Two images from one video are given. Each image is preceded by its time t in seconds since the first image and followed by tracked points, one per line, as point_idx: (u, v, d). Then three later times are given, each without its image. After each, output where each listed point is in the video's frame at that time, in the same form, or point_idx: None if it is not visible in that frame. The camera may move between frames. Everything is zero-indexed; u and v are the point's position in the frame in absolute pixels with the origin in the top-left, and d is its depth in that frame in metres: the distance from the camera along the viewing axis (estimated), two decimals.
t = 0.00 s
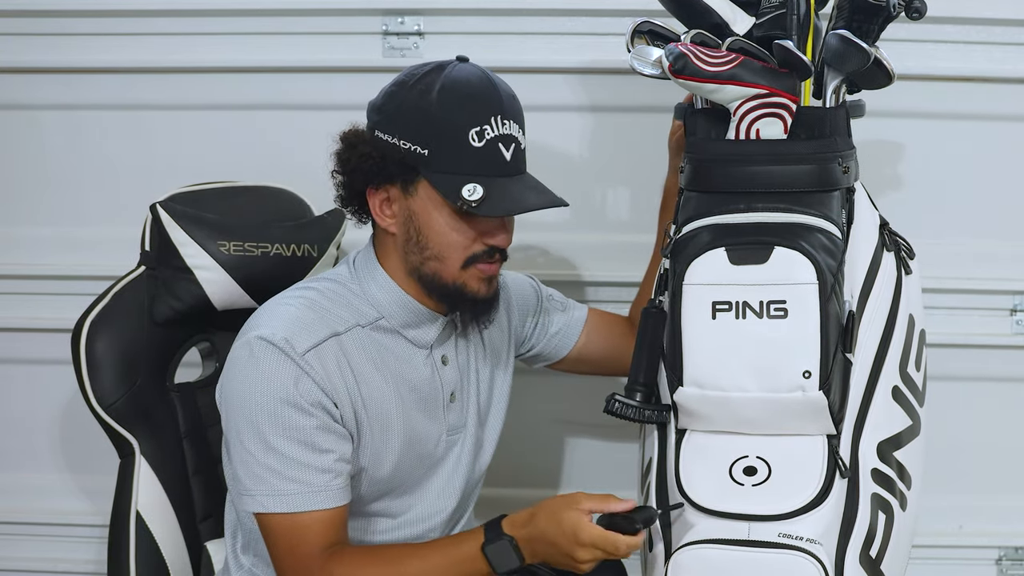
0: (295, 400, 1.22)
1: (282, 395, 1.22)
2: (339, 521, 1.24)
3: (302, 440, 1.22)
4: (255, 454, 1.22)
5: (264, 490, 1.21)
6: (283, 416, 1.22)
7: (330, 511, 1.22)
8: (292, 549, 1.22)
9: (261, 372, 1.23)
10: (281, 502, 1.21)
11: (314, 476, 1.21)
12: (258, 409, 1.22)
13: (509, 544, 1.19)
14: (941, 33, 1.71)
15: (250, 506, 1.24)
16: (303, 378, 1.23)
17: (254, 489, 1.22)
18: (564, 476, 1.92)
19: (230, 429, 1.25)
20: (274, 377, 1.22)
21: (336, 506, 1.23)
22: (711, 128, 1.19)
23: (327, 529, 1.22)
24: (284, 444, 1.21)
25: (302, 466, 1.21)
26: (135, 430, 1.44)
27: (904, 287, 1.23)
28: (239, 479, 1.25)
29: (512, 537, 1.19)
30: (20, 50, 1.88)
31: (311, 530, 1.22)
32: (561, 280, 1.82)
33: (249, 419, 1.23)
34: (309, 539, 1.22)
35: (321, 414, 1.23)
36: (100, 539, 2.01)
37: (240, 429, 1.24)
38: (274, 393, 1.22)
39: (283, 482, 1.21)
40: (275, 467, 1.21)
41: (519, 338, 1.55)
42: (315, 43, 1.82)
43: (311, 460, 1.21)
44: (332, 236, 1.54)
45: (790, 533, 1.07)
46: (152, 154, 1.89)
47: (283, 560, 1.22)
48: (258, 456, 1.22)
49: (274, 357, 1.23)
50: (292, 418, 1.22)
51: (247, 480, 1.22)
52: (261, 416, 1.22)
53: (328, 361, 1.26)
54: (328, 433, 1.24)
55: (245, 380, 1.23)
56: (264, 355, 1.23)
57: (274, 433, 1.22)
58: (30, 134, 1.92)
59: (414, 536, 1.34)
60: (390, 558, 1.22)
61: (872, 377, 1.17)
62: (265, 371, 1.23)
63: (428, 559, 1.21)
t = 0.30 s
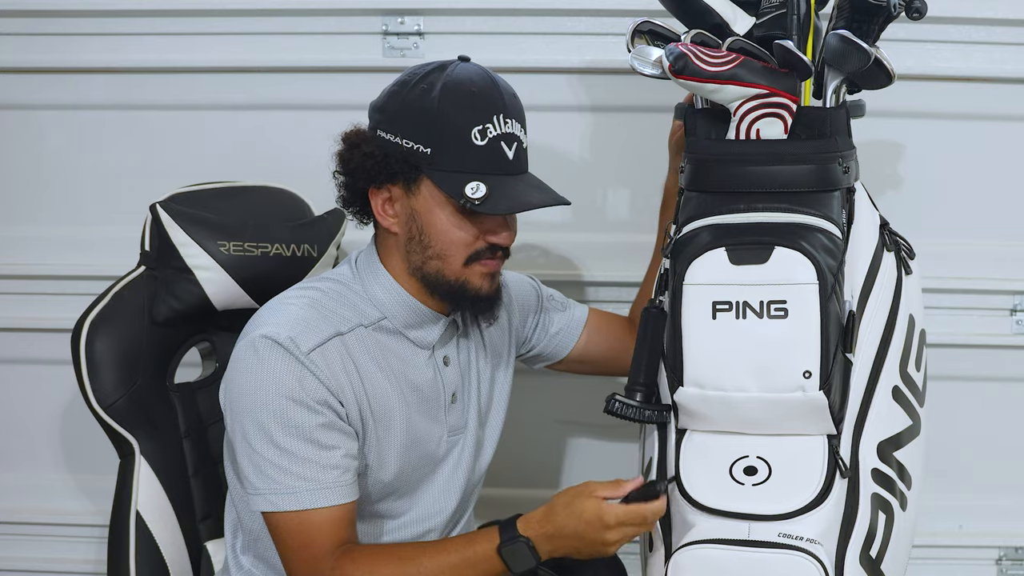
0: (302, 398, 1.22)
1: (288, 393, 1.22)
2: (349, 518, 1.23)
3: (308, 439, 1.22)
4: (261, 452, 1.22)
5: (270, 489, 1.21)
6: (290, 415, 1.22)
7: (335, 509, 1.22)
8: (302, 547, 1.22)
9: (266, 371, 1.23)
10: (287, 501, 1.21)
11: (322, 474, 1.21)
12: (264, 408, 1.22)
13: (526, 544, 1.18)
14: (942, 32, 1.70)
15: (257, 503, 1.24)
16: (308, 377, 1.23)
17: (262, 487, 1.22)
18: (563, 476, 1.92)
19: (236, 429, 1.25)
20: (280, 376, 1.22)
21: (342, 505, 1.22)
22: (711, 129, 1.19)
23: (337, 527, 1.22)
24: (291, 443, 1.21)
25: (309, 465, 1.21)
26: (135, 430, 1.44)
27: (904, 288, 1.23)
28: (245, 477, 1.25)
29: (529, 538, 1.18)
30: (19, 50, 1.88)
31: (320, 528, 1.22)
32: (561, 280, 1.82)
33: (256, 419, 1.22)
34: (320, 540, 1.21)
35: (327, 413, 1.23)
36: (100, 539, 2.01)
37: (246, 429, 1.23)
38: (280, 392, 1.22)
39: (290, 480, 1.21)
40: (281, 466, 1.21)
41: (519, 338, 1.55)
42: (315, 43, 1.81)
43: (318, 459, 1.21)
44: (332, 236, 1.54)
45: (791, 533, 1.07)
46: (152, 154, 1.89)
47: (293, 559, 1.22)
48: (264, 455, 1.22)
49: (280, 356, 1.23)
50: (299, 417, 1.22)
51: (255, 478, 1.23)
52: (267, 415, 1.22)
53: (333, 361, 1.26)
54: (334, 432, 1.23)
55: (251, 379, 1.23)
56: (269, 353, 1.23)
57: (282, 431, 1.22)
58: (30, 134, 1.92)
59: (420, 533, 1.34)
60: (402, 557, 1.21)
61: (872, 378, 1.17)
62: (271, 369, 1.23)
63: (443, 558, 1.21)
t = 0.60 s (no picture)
0: (307, 397, 1.22)
1: (297, 391, 1.22)
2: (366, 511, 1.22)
3: (314, 438, 1.21)
4: (267, 450, 1.22)
5: (276, 487, 1.21)
6: (295, 413, 1.21)
7: (346, 504, 1.21)
8: (322, 546, 1.21)
9: (272, 370, 1.22)
10: (293, 498, 1.20)
11: (328, 473, 1.20)
12: (269, 406, 1.22)
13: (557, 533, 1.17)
14: (942, 33, 1.71)
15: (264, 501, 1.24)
16: (315, 377, 1.23)
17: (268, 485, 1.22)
18: (564, 476, 1.92)
19: (245, 428, 1.24)
20: (286, 375, 1.22)
21: (356, 500, 1.21)
22: (713, 129, 1.19)
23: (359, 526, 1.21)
24: (296, 441, 1.21)
25: (315, 463, 1.20)
26: (135, 430, 1.43)
27: (904, 288, 1.23)
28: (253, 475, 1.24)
29: (559, 526, 1.18)
30: (19, 50, 1.88)
31: (338, 526, 1.21)
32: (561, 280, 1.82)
33: (265, 417, 1.22)
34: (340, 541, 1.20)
35: (333, 412, 1.23)
36: (100, 539, 2.01)
37: (254, 428, 1.23)
38: (286, 391, 1.22)
39: (296, 478, 1.20)
40: (290, 463, 1.21)
41: (519, 338, 1.55)
42: (315, 42, 1.81)
43: (324, 457, 1.21)
44: (332, 236, 1.54)
45: (793, 533, 1.07)
46: (152, 154, 1.89)
47: (313, 560, 1.20)
48: (270, 453, 1.22)
49: (285, 355, 1.23)
50: (308, 414, 1.21)
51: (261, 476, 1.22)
52: (276, 414, 1.21)
53: (338, 360, 1.26)
54: (340, 431, 1.23)
55: (256, 378, 1.23)
56: (275, 352, 1.23)
57: (292, 429, 1.21)
58: (30, 134, 1.92)
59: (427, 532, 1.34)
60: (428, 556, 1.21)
61: (874, 378, 1.17)
62: (277, 368, 1.22)
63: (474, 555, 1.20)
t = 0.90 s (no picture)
0: (300, 398, 1.22)
1: (289, 393, 1.22)
2: (356, 511, 1.23)
3: (306, 438, 1.21)
4: (260, 450, 1.22)
5: (268, 488, 1.21)
6: (287, 414, 1.21)
7: (338, 504, 1.21)
8: (316, 547, 1.21)
9: (264, 371, 1.22)
10: (285, 499, 1.21)
11: (319, 474, 1.20)
12: (262, 406, 1.22)
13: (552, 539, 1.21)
14: (942, 32, 1.70)
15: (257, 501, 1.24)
16: (307, 377, 1.23)
17: (260, 485, 1.22)
18: (564, 476, 1.91)
19: (239, 429, 1.25)
20: (278, 375, 1.22)
21: (347, 501, 1.22)
22: (712, 129, 1.19)
23: (353, 526, 1.21)
24: (288, 442, 1.21)
25: (307, 464, 1.21)
26: (135, 430, 1.43)
27: (904, 287, 1.23)
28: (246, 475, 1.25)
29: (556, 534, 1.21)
30: (19, 50, 1.88)
31: (333, 526, 1.21)
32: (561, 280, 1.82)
33: (257, 418, 1.22)
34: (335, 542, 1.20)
35: (325, 412, 1.23)
36: (100, 539, 2.01)
37: (247, 428, 1.23)
38: (278, 391, 1.22)
39: (287, 479, 1.20)
40: (282, 464, 1.21)
41: (519, 338, 1.55)
42: (315, 42, 1.81)
43: (316, 458, 1.21)
44: (331, 236, 1.55)
45: (792, 533, 1.07)
46: (152, 154, 1.89)
47: (308, 563, 1.20)
48: (262, 454, 1.22)
49: (278, 356, 1.23)
50: (300, 416, 1.21)
51: (253, 477, 1.23)
52: (269, 415, 1.22)
53: (331, 360, 1.26)
54: (332, 432, 1.23)
55: (249, 378, 1.23)
56: (267, 352, 1.23)
57: (284, 430, 1.21)
58: (30, 135, 1.92)
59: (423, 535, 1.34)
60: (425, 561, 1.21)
61: (874, 378, 1.17)
62: (269, 368, 1.22)
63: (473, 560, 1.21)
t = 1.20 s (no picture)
0: (302, 395, 1.22)
1: (291, 391, 1.22)
2: (366, 508, 1.23)
3: (309, 435, 1.22)
4: (263, 448, 1.22)
5: (272, 485, 1.22)
6: (290, 411, 1.22)
7: (343, 500, 1.22)
8: (328, 543, 1.21)
9: (266, 369, 1.22)
10: (290, 495, 1.21)
11: (323, 471, 1.21)
12: (264, 404, 1.22)
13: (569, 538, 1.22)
14: (941, 32, 1.70)
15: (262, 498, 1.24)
16: (309, 374, 1.23)
17: (264, 482, 1.22)
18: (564, 476, 1.91)
19: (241, 427, 1.24)
20: (279, 372, 1.22)
21: (354, 495, 1.22)
22: (712, 129, 1.19)
23: (363, 520, 1.22)
24: (291, 439, 1.21)
25: (311, 460, 1.21)
26: (135, 430, 1.43)
27: (904, 287, 1.23)
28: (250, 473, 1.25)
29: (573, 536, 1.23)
30: (19, 50, 1.88)
31: (344, 521, 1.22)
32: (561, 280, 1.83)
33: (259, 417, 1.22)
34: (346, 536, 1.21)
35: (327, 409, 1.23)
36: (100, 539, 2.01)
37: (250, 427, 1.23)
38: (280, 389, 1.22)
39: (292, 476, 1.21)
40: (286, 462, 1.21)
41: (519, 339, 1.55)
42: (315, 43, 1.81)
43: (319, 454, 1.21)
44: (331, 236, 1.55)
45: (792, 533, 1.07)
46: (152, 154, 1.89)
47: (322, 560, 1.20)
48: (265, 451, 1.22)
49: (279, 354, 1.23)
50: (302, 414, 1.22)
51: (257, 474, 1.23)
52: (271, 413, 1.22)
53: (332, 359, 1.26)
54: (335, 428, 1.23)
55: (251, 377, 1.23)
56: (268, 351, 1.23)
57: (287, 427, 1.22)
58: (30, 135, 1.92)
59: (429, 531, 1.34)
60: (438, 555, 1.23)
61: (874, 378, 1.17)
62: (271, 366, 1.22)
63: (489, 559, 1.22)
